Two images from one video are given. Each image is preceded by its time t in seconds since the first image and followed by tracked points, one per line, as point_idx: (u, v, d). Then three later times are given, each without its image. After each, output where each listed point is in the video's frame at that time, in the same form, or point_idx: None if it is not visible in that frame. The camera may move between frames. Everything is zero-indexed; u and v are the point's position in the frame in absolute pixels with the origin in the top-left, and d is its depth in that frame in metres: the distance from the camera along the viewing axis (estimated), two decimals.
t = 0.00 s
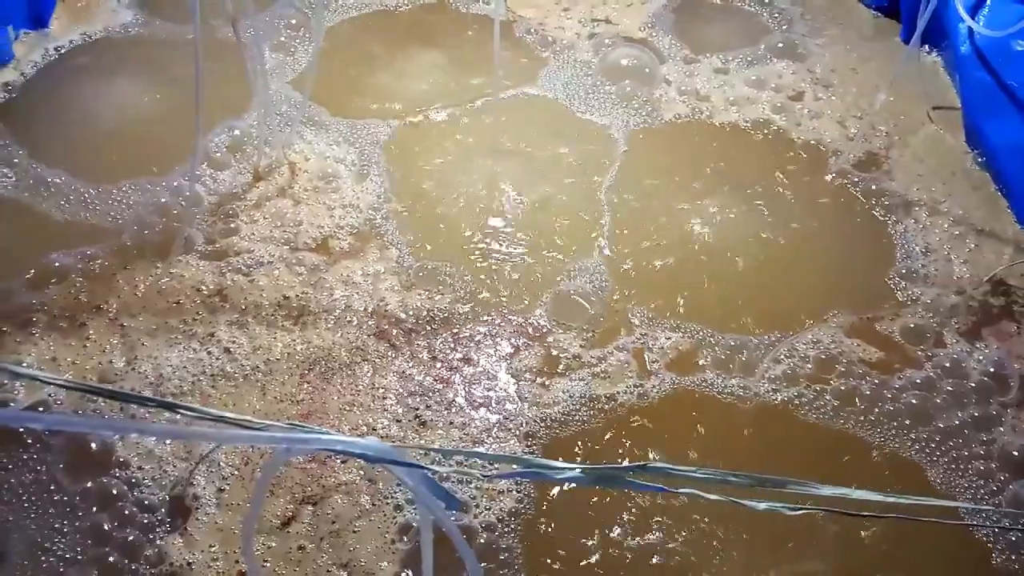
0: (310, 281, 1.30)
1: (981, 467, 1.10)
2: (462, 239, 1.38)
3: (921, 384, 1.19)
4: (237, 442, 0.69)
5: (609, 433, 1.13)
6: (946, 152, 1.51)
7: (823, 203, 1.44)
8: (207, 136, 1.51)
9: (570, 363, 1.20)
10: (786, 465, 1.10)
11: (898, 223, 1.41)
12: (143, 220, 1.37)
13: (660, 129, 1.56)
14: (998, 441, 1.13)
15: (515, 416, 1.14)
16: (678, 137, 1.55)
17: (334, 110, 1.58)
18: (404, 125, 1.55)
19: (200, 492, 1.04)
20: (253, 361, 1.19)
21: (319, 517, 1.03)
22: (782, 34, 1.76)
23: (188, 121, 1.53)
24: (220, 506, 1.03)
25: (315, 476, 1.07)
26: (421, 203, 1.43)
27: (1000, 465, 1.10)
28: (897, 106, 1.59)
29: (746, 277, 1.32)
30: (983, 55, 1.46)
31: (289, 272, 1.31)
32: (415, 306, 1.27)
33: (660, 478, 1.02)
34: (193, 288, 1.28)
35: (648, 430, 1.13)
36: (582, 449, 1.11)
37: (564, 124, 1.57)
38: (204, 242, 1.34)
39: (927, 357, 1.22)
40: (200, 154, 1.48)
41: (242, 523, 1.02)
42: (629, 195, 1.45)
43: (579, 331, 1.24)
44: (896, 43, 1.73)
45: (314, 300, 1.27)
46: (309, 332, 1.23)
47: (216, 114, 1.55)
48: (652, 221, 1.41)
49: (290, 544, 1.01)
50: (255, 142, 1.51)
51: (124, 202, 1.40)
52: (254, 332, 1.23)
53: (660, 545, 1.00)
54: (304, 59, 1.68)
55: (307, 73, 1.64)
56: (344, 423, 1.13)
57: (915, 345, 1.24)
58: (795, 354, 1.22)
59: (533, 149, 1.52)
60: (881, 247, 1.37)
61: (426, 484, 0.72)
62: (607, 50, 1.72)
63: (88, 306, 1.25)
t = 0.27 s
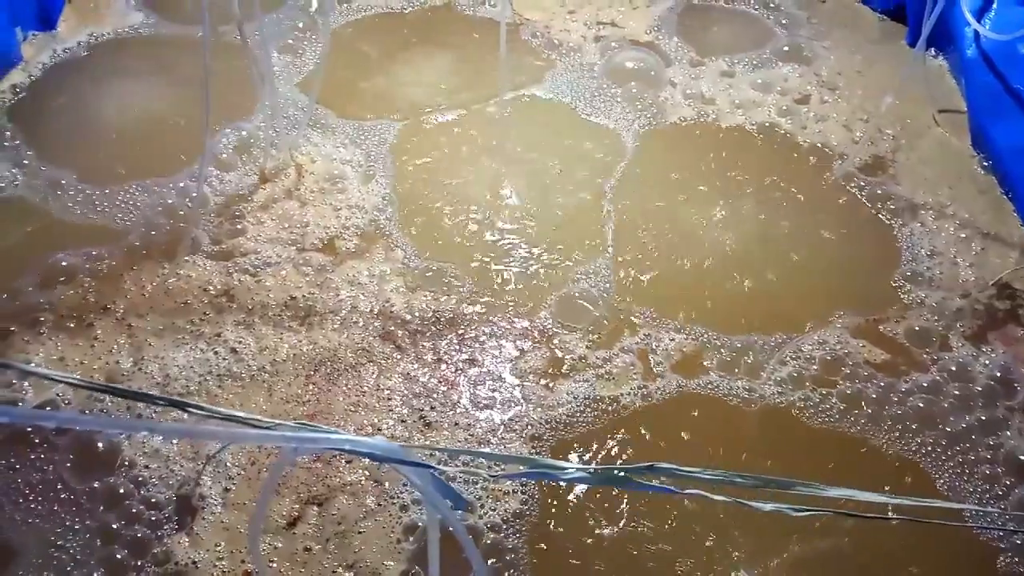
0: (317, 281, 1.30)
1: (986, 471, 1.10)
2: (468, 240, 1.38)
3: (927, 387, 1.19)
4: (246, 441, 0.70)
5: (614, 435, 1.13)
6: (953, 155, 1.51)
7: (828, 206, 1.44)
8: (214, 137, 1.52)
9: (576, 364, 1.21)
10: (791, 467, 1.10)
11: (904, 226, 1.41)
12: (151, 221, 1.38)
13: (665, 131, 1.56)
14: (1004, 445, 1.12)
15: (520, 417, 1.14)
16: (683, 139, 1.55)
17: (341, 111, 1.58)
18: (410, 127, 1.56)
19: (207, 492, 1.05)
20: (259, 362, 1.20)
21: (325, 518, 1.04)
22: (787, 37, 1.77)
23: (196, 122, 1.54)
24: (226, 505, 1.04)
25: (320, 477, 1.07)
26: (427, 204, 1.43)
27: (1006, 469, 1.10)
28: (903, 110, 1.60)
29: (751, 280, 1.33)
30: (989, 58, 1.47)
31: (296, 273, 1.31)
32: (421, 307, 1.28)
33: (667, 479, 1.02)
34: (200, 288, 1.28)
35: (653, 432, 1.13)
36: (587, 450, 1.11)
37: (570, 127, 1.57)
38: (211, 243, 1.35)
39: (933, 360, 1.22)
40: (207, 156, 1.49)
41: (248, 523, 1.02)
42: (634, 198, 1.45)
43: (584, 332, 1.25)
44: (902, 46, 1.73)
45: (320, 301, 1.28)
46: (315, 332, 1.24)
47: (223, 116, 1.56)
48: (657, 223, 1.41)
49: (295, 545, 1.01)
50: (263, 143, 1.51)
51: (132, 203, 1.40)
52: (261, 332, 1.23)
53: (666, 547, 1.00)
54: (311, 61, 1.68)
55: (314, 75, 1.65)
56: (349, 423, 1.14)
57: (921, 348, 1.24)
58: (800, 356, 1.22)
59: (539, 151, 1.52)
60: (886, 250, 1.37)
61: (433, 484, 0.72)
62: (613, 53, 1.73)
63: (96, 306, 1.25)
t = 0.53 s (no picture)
0: (320, 282, 1.30)
1: (989, 473, 1.10)
2: (471, 241, 1.38)
3: (930, 389, 1.19)
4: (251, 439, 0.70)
5: (616, 436, 1.13)
6: (956, 158, 1.51)
7: (831, 208, 1.44)
8: (218, 138, 1.52)
9: (579, 365, 1.21)
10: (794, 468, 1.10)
11: (907, 227, 1.41)
12: (154, 221, 1.38)
13: (668, 133, 1.57)
14: (1007, 448, 1.12)
15: (522, 417, 1.15)
16: (685, 141, 1.55)
17: (344, 112, 1.58)
18: (413, 128, 1.56)
19: (211, 492, 1.05)
20: (263, 362, 1.20)
21: (328, 518, 1.04)
22: (790, 39, 1.77)
23: (200, 123, 1.54)
24: (229, 505, 1.04)
25: (324, 477, 1.07)
26: (430, 205, 1.43)
27: (1009, 471, 1.10)
28: (906, 112, 1.60)
29: (753, 281, 1.33)
30: (993, 60, 1.47)
31: (299, 273, 1.31)
32: (423, 307, 1.28)
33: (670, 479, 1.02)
34: (204, 288, 1.28)
35: (656, 433, 1.13)
36: (590, 451, 1.11)
37: (573, 128, 1.57)
38: (215, 243, 1.35)
39: (936, 362, 1.22)
40: (211, 156, 1.49)
41: (251, 523, 1.02)
42: (637, 199, 1.45)
43: (587, 333, 1.25)
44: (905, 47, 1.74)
45: (323, 301, 1.28)
46: (319, 333, 1.24)
47: (227, 116, 1.56)
48: (660, 224, 1.41)
49: (299, 545, 1.01)
50: (266, 143, 1.52)
51: (136, 203, 1.41)
52: (264, 332, 1.23)
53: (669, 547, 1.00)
54: (314, 61, 1.69)
55: (317, 76, 1.65)
56: (352, 424, 1.14)
57: (924, 350, 1.24)
58: (803, 358, 1.22)
59: (542, 152, 1.53)
60: (888, 252, 1.37)
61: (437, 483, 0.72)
62: (616, 55, 1.73)
63: (99, 306, 1.26)
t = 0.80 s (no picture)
0: (324, 281, 1.30)
1: (992, 475, 1.10)
2: (474, 241, 1.38)
3: (933, 390, 1.18)
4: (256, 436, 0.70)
5: (619, 436, 1.13)
6: (959, 159, 1.51)
7: (834, 209, 1.44)
8: (223, 137, 1.52)
9: (582, 365, 1.21)
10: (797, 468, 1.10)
11: (910, 229, 1.41)
12: (159, 220, 1.38)
13: (672, 133, 1.57)
14: (1010, 449, 1.12)
15: (526, 417, 1.15)
16: (689, 142, 1.55)
17: (349, 112, 1.59)
18: (418, 128, 1.56)
19: (215, 490, 1.05)
20: (267, 361, 1.20)
21: (331, 517, 1.04)
22: (794, 40, 1.77)
23: (204, 122, 1.54)
24: (233, 503, 1.04)
25: (327, 476, 1.07)
26: (434, 205, 1.44)
27: (1012, 473, 1.10)
28: (910, 113, 1.60)
29: (756, 281, 1.33)
30: (998, 61, 1.47)
31: (303, 272, 1.32)
32: (427, 306, 1.28)
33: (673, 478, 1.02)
34: (208, 287, 1.29)
35: (659, 433, 1.13)
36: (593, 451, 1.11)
37: (577, 128, 1.58)
38: (219, 242, 1.35)
39: (939, 363, 1.22)
40: (215, 156, 1.49)
41: (255, 521, 1.02)
42: (641, 199, 1.45)
43: (590, 333, 1.25)
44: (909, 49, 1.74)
45: (327, 301, 1.28)
46: (323, 332, 1.24)
47: (231, 116, 1.56)
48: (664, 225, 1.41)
49: (302, 544, 1.01)
50: (271, 143, 1.52)
51: (140, 202, 1.41)
52: (268, 331, 1.24)
53: (671, 546, 1.00)
54: (319, 61, 1.69)
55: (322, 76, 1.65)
56: (355, 423, 1.14)
57: (927, 351, 1.23)
58: (806, 358, 1.22)
59: (546, 152, 1.53)
60: (892, 253, 1.37)
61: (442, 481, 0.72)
62: (620, 56, 1.73)
63: (104, 305, 1.26)
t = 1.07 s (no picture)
0: (324, 281, 1.31)
1: (991, 475, 1.10)
2: (474, 242, 1.38)
3: (932, 390, 1.19)
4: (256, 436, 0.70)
5: (619, 436, 1.13)
6: (958, 160, 1.51)
7: (833, 209, 1.44)
8: (222, 138, 1.52)
9: (582, 366, 1.21)
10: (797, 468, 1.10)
11: (908, 229, 1.41)
12: (158, 221, 1.39)
13: (671, 134, 1.57)
14: (1008, 449, 1.12)
15: (525, 417, 1.15)
16: (688, 142, 1.55)
17: (348, 113, 1.59)
18: (417, 129, 1.56)
19: (214, 490, 1.05)
20: (266, 361, 1.20)
21: (330, 518, 1.04)
22: (793, 41, 1.77)
23: (204, 123, 1.54)
24: (232, 504, 1.04)
25: (327, 477, 1.07)
26: (433, 206, 1.44)
27: (1009, 473, 1.10)
28: (909, 114, 1.60)
29: (755, 282, 1.33)
30: (997, 62, 1.47)
31: (303, 273, 1.32)
32: (427, 307, 1.28)
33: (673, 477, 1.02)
34: (208, 288, 1.29)
35: (658, 433, 1.13)
36: (592, 451, 1.11)
37: (576, 129, 1.58)
38: (218, 243, 1.35)
39: (938, 364, 1.22)
40: (215, 157, 1.49)
41: (254, 522, 1.02)
42: (640, 200, 1.45)
43: (589, 334, 1.25)
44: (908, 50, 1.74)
45: (327, 301, 1.28)
46: (322, 332, 1.24)
47: (231, 117, 1.56)
48: (663, 225, 1.41)
49: (301, 545, 1.01)
50: (270, 144, 1.52)
51: (140, 203, 1.41)
52: (268, 332, 1.24)
53: (671, 547, 1.00)
54: (318, 62, 1.69)
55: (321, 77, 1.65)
56: (354, 423, 1.14)
57: (926, 351, 1.24)
58: (806, 358, 1.22)
59: (545, 153, 1.53)
60: (891, 253, 1.37)
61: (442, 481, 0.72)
62: (619, 57, 1.73)
63: (103, 306, 1.26)
